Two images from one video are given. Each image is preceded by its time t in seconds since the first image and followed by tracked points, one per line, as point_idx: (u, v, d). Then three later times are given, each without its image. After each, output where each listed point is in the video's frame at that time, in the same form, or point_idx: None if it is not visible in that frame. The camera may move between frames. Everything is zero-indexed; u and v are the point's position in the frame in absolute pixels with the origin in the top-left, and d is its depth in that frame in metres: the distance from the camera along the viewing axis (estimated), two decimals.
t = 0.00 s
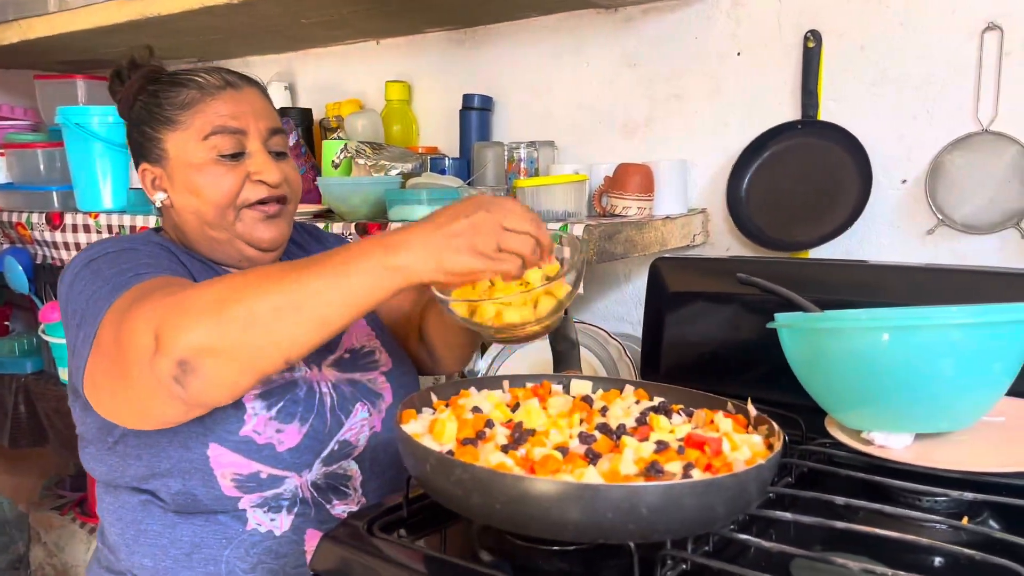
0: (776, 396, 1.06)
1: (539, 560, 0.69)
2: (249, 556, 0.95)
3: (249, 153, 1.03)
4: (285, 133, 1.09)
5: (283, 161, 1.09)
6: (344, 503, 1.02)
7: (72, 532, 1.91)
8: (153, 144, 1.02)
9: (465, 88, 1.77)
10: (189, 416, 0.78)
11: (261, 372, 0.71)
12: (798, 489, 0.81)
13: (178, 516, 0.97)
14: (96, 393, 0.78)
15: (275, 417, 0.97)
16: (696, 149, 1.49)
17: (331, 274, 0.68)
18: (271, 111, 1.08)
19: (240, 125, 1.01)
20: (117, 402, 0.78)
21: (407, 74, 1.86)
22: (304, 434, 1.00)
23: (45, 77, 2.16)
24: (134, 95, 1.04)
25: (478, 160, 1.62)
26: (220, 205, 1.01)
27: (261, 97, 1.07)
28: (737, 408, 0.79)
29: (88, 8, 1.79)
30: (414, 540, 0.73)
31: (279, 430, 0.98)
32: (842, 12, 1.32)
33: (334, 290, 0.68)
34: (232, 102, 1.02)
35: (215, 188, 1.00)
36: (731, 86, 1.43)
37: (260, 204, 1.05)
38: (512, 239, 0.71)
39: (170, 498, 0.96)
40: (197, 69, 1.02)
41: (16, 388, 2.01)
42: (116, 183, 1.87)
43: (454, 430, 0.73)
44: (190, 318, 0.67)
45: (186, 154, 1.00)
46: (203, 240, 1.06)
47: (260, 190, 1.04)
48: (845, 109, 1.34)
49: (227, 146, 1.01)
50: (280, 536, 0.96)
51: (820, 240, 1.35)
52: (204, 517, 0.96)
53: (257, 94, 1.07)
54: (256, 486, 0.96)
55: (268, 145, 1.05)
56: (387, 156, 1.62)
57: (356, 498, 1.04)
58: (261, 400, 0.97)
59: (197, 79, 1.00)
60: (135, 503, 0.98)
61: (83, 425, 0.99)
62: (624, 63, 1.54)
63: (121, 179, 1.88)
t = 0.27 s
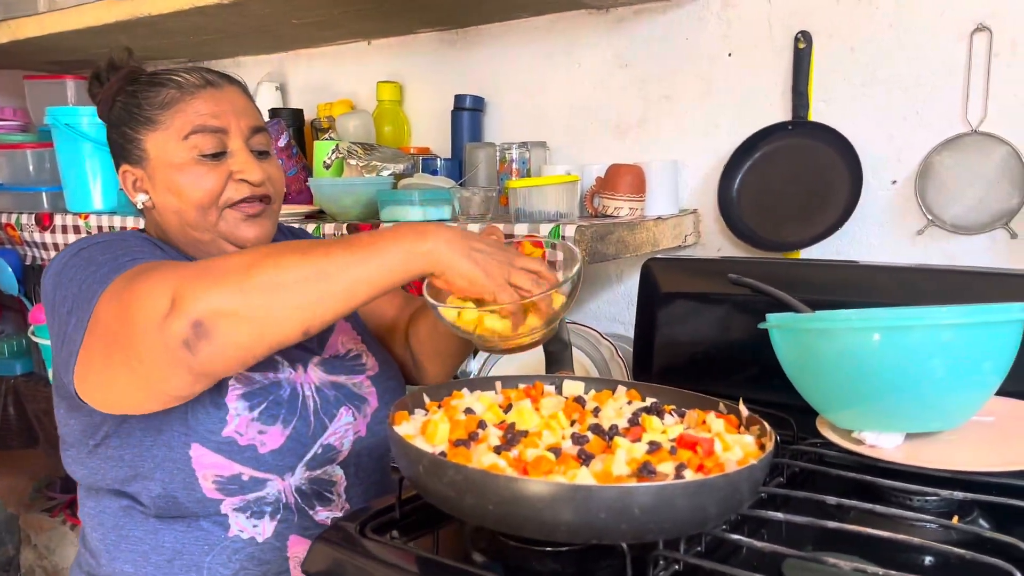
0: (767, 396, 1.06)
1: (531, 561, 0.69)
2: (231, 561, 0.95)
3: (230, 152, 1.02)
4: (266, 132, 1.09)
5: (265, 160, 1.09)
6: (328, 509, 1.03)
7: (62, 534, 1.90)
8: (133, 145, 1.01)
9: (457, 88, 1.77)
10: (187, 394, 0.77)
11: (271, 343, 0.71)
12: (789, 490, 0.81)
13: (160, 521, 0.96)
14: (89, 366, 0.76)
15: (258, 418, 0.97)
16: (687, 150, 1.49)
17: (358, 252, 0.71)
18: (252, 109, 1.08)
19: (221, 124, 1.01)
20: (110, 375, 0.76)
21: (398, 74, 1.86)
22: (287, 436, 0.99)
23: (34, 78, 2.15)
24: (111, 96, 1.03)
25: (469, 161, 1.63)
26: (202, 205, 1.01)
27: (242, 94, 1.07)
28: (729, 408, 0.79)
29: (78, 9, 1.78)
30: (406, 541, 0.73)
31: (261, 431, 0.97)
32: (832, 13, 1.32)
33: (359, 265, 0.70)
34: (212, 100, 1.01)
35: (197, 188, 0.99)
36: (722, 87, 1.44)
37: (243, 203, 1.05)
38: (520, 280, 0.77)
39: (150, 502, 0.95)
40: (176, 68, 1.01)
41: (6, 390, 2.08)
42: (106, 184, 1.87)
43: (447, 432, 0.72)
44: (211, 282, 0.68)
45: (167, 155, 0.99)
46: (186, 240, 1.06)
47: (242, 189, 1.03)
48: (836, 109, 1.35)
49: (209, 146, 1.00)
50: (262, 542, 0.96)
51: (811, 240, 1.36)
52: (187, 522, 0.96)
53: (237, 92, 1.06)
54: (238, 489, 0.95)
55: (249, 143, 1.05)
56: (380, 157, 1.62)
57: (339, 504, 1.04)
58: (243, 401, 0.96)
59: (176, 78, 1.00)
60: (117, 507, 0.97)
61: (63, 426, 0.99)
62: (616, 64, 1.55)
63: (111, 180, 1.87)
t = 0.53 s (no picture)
0: (761, 399, 1.07)
1: (527, 565, 0.69)
2: (224, 562, 0.94)
3: (231, 157, 1.02)
4: (267, 138, 1.10)
5: (266, 166, 1.09)
6: (321, 513, 1.02)
7: (57, 537, 1.89)
8: (135, 150, 1.02)
9: (452, 92, 1.77)
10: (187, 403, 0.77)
11: (271, 357, 0.71)
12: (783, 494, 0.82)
13: (153, 522, 0.96)
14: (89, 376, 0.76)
15: (253, 420, 0.97)
16: (682, 155, 1.50)
17: (358, 267, 0.72)
18: (254, 116, 1.09)
19: (222, 129, 1.01)
20: (113, 383, 0.77)
21: (394, 78, 1.86)
22: (281, 438, 0.99)
23: (29, 81, 2.15)
24: (115, 103, 1.04)
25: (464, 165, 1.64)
26: (203, 209, 1.01)
27: (244, 101, 1.08)
28: (723, 413, 0.80)
29: (73, 12, 1.78)
30: (403, 546, 0.74)
31: (256, 433, 0.98)
32: (824, 19, 1.33)
33: (361, 280, 0.71)
34: (214, 107, 1.02)
35: (198, 192, 1.00)
36: (716, 92, 1.45)
37: (244, 207, 1.05)
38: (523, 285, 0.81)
39: (144, 501, 0.95)
40: (179, 75, 1.02)
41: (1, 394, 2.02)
42: (101, 188, 1.87)
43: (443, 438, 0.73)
44: (212, 296, 0.68)
45: (167, 159, 1.00)
46: (188, 244, 1.06)
47: (243, 194, 1.03)
48: (829, 114, 1.36)
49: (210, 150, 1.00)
50: (254, 544, 0.96)
51: (805, 243, 1.36)
52: (180, 523, 0.96)
53: (240, 99, 1.07)
54: (232, 490, 0.96)
55: (250, 149, 1.05)
56: (375, 160, 1.62)
57: (333, 508, 1.04)
58: (239, 403, 0.96)
59: (179, 84, 1.00)
60: (111, 508, 0.97)
61: (60, 426, 0.99)
62: (610, 68, 1.55)
63: (107, 183, 1.87)
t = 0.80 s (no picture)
0: (757, 405, 1.07)
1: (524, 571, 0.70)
2: (221, 566, 0.96)
3: (236, 166, 1.03)
4: (273, 148, 1.10)
5: (270, 176, 1.09)
6: (319, 517, 1.03)
7: (56, 541, 1.90)
8: (141, 157, 1.03)
9: (450, 98, 1.78)
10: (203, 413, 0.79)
11: (276, 383, 0.71)
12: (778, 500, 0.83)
13: (153, 525, 0.96)
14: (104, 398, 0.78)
15: (253, 424, 0.98)
16: (679, 161, 1.51)
17: (338, 298, 0.67)
18: (261, 125, 1.09)
19: (227, 139, 1.02)
20: (127, 402, 0.78)
21: (392, 84, 1.87)
22: (281, 442, 1.00)
23: (28, 86, 2.15)
24: (124, 111, 1.05)
25: (462, 171, 1.65)
26: (205, 216, 1.02)
27: (251, 111, 1.08)
28: (718, 420, 0.81)
29: (73, 18, 1.79)
30: (400, 552, 0.74)
31: (256, 436, 0.98)
32: (820, 26, 1.34)
33: (343, 313, 0.67)
34: (220, 116, 1.03)
35: (201, 200, 1.01)
36: (714, 98, 1.45)
37: (246, 216, 1.05)
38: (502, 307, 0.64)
39: (144, 503, 0.95)
40: (187, 84, 1.03)
41: None
42: (100, 193, 1.87)
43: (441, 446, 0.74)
44: (207, 331, 0.67)
45: (172, 167, 1.01)
46: (190, 252, 1.07)
47: (246, 203, 1.04)
48: (824, 120, 1.36)
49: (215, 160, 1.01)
50: (252, 548, 0.97)
51: (801, 249, 1.37)
52: (180, 525, 0.96)
53: (247, 109, 1.07)
54: (231, 493, 0.96)
55: (255, 158, 1.05)
56: (372, 166, 1.62)
57: (330, 513, 1.04)
58: (241, 406, 0.97)
59: (186, 93, 1.01)
60: (111, 511, 0.98)
61: (64, 428, 0.99)
62: (607, 74, 1.56)
63: (106, 189, 1.88)
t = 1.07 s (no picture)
0: (753, 409, 1.08)
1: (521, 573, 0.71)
2: (226, 559, 0.96)
3: (246, 173, 1.04)
4: (284, 155, 1.11)
5: (281, 182, 1.11)
6: (323, 514, 1.04)
7: (57, 544, 1.90)
8: (155, 162, 1.05)
9: (449, 102, 1.79)
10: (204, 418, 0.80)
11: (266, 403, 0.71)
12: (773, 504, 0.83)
13: (160, 519, 0.97)
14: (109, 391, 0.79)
15: (266, 423, 1.00)
16: (677, 166, 1.52)
17: (333, 341, 0.66)
18: (274, 133, 1.11)
19: (239, 146, 1.03)
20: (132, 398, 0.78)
21: (392, 89, 1.88)
22: (292, 441, 1.02)
23: (30, 91, 2.17)
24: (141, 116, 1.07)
25: (461, 176, 1.65)
26: (215, 220, 1.03)
27: (264, 120, 1.09)
28: (713, 425, 0.81)
29: (74, 24, 1.80)
30: (398, 556, 0.75)
31: (268, 435, 1.00)
32: (816, 32, 1.35)
33: (332, 357, 0.66)
34: (233, 124, 1.04)
35: (211, 205, 1.02)
36: (712, 104, 1.46)
37: (255, 221, 1.06)
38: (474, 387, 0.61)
39: (153, 498, 0.97)
40: (201, 92, 1.04)
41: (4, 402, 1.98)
42: (102, 197, 1.89)
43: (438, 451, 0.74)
44: (211, 338, 0.68)
45: (183, 172, 1.02)
46: (200, 255, 1.08)
47: (255, 208, 1.05)
48: (821, 125, 1.37)
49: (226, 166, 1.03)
50: (257, 542, 0.97)
51: (797, 254, 1.38)
52: (187, 519, 0.97)
53: (260, 117, 1.09)
54: (241, 489, 0.97)
55: (266, 165, 1.07)
56: (371, 170, 1.63)
57: (334, 511, 1.05)
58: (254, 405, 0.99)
59: (200, 100, 1.03)
60: (120, 505, 0.98)
61: (77, 421, 1.00)
62: (606, 80, 1.57)
63: (107, 193, 1.89)
